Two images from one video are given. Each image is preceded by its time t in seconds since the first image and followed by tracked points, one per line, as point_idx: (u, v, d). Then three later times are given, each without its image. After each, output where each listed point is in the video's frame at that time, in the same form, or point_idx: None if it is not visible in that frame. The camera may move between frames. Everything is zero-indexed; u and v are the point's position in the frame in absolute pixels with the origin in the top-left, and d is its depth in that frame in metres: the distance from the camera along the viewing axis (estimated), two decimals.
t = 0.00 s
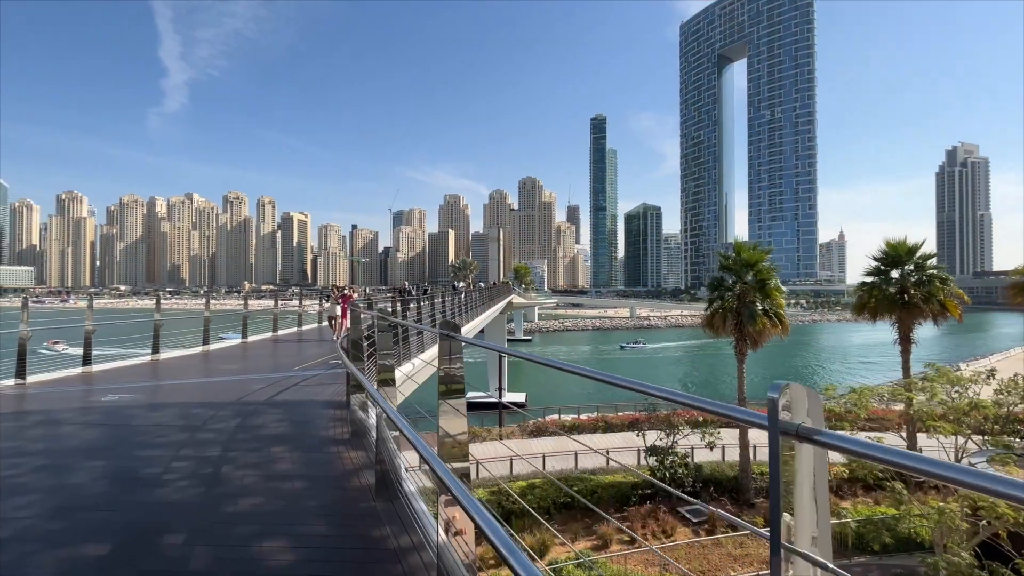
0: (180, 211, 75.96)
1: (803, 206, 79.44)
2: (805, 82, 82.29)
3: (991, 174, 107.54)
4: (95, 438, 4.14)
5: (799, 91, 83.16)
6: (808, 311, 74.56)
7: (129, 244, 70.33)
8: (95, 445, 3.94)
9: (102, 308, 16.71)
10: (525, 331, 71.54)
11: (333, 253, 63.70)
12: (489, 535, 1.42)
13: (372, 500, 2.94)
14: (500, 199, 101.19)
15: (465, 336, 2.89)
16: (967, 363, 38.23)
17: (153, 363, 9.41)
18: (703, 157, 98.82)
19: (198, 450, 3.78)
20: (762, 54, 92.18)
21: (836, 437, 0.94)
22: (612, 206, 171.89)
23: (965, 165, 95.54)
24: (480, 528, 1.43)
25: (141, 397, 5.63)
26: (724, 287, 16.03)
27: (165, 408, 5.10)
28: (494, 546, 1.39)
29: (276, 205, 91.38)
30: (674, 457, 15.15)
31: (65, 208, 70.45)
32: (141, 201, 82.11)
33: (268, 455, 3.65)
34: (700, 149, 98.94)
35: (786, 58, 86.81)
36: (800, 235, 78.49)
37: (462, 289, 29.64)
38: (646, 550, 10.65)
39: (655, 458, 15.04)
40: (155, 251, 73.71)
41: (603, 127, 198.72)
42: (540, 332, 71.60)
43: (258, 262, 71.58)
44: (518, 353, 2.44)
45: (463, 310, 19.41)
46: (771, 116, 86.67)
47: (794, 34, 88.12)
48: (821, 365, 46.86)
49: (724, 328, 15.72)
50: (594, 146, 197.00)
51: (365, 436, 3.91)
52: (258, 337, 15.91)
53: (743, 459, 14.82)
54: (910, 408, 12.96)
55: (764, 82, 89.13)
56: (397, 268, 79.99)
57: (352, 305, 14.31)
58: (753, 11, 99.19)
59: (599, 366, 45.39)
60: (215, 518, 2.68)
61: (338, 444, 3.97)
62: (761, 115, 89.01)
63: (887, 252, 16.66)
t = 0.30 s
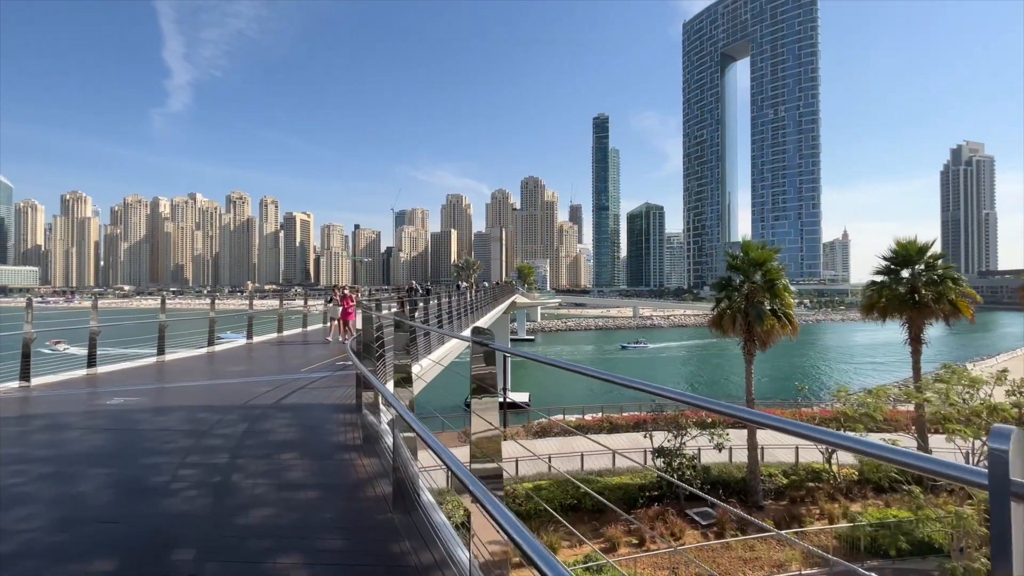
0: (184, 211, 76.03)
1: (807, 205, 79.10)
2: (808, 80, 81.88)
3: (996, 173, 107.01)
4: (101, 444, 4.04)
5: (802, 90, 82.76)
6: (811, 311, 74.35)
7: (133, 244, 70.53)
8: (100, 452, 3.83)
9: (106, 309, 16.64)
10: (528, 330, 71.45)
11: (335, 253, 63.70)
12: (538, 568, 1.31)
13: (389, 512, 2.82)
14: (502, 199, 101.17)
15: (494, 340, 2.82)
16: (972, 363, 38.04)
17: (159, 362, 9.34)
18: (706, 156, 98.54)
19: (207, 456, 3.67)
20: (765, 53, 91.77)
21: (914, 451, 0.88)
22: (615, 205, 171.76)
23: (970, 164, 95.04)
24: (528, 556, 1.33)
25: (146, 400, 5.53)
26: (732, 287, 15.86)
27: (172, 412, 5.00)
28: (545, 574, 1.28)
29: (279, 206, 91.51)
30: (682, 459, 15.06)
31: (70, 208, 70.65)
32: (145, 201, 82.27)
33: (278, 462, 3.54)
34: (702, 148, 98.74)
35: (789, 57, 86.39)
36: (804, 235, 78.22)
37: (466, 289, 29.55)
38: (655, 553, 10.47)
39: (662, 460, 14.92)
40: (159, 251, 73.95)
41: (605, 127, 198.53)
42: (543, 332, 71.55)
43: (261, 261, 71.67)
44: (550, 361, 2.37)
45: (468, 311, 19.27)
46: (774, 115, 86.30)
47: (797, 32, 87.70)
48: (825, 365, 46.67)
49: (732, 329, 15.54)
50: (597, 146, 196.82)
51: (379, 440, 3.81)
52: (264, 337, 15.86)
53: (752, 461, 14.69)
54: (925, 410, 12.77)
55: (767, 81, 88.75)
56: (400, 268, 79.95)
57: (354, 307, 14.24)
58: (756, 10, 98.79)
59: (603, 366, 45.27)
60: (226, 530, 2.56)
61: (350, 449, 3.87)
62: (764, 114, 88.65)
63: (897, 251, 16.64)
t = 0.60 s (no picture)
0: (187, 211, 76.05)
1: (810, 204, 78.69)
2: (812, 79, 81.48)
3: (1001, 171, 106.39)
4: (102, 447, 3.90)
5: (805, 88, 82.36)
6: (815, 311, 73.96)
7: (137, 244, 70.58)
8: (102, 455, 3.70)
9: (110, 309, 16.57)
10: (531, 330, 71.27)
11: (338, 254, 63.63)
12: None
13: (404, 522, 2.66)
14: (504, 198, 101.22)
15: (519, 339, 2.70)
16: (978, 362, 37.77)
17: (162, 363, 9.22)
18: (709, 156, 98.21)
19: (211, 460, 3.55)
20: (768, 52, 91.35)
21: (1000, 454, 0.80)
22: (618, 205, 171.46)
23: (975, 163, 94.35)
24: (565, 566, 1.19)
25: (147, 402, 5.39)
26: (739, 286, 15.70)
27: (175, 414, 4.87)
28: None
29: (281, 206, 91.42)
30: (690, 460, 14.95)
31: (75, 209, 70.88)
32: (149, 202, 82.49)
33: (285, 466, 3.41)
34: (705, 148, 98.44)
35: (792, 56, 85.96)
36: (807, 234, 77.80)
37: (469, 289, 29.42)
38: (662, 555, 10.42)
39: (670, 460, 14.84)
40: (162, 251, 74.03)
41: (608, 126, 198.07)
42: (546, 332, 71.39)
43: (264, 261, 71.89)
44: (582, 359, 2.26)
45: (472, 311, 19.15)
46: (777, 114, 85.91)
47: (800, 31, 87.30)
48: (830, 364, 46.37)
49: (740, 328, 15.35)
50: (599, 145, 196.40)
51: (389, 443, 3.68)
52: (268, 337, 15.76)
53: (760, 462, 14.50)
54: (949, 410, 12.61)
55: (770, 79, 88.29)
56: (402, 268, 79.86)
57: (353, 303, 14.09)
58: (759, 8, 98.38)
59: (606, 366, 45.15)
60: (231, 542, 2.43)
61: (359, 452, 3.74)
62: (767, 113, 88.24)
63: (907, 250, 16.50)
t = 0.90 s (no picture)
0: (190, 211, 75.92)
1: (814, 203, 78.25)
2: (815, 78, 80.99)
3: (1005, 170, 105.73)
4: (98, 455, 3.74)
5: (808, 87, 81.90)
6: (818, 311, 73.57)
7: (140, 244, 70.51)
8: (98, 464, 3.53)
9: (111, 309, 16.39)
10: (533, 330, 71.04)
11: (340, 254, 63.47)
12: None
13: (416, 541, 2.50)
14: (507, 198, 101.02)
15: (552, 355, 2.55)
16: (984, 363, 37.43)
17: (163, 365, 8.98)
18: (712, 155, 97.82)
19: (212, 470, 3.37)
20: (771, 50, 90.84)
21: None
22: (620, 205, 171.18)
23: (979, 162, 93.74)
24: None
25: (147, 407, 5.23)
26: (747, 286, 15.48)
27: (175, 419, 4.68)
28: None
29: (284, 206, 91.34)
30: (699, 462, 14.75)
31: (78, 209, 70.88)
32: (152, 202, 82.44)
33: (287, 478, 3.24)
34: (708, 147, 98.04)
35: (795, 54, 85.47)
36: (811, 234, 77.36)
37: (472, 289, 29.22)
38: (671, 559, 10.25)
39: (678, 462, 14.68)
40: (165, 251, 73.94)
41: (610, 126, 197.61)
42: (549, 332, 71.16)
43: (266, 261, 71.77)
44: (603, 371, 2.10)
45: (475, 311, 18.97)
46: (780, 113, 85.45)
47: (803, 30, 86.80)
48: (834, 365, 46.08)
49: (748, 329, 15.15)
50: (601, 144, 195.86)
51: (399, 453, 3.53)
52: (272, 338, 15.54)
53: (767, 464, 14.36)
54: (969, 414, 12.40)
55: (773, 78, 87.76)
56: (404, 268, 79.68)
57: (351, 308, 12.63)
58: (762, 7, 97.90)
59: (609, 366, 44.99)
60: (231, 564, 2.26)
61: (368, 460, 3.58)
62: (770, 112, 87.77)
63: (917, 249, 16.32)
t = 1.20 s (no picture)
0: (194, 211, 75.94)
1: (817, 202, 77.89)
2: (819, 77, 80.57)
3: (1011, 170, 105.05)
4: (98, 460, 3.58)
5: (812, 87, 81.43)
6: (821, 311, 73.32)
7: (144, 244, 70.53)
8: (97, 471, 3.37)
9: (115, 308, 16.29)
10: (536, 330, 70.95)
11: (343, 253, 63.32)
12: None
13: (431, 556, 2.34)
14: (509, 198, 100.81)
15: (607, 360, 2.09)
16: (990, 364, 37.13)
17: (165, 366, 8.83)
18: (714, 155, 97.56)
19: (214, 477, 3.21)
20: (774, 50, 90.46)
21: None
22: (623, 205, 170.95)
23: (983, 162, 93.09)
24: None
25: (149, 409, 5.07)
26: (755, 285, 15.31)
27: (177, 423, 4.53)
28: None
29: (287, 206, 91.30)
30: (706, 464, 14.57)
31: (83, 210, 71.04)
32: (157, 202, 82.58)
33: (293, 485, 3.09)
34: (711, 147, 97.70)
35: (798, 54, 85.09)
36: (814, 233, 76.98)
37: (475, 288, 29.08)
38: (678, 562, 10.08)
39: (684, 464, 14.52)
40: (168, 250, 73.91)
41: (613, 126, 197.24)
42: (551, 332, 71.04)
43: (269, 261, 71.73)
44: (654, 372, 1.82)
45: (479, 311, 18.82)
46: (782, 113, 85.03)
47: (806, 29, 86.33)
48: (838, 365, 45.86)
49: (755, 329, 14.96)
50: (603, 144, 195.56)
51: (409, 459, 3.38)
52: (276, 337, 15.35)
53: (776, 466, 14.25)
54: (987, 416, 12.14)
55: (776, 78, 87.32)
56: (407, 268, 79.57)
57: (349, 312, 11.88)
58: (765, 7, 97.44)
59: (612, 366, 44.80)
60: None
61: (377, 467, 3.43)
62: (773, 111, 87.34)
63: (927, 249, 16.14)
